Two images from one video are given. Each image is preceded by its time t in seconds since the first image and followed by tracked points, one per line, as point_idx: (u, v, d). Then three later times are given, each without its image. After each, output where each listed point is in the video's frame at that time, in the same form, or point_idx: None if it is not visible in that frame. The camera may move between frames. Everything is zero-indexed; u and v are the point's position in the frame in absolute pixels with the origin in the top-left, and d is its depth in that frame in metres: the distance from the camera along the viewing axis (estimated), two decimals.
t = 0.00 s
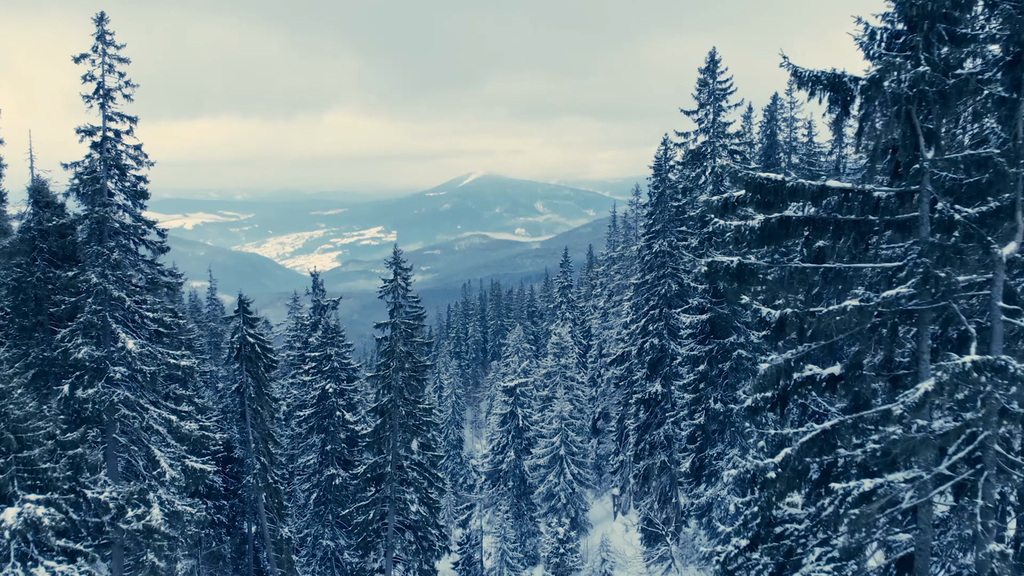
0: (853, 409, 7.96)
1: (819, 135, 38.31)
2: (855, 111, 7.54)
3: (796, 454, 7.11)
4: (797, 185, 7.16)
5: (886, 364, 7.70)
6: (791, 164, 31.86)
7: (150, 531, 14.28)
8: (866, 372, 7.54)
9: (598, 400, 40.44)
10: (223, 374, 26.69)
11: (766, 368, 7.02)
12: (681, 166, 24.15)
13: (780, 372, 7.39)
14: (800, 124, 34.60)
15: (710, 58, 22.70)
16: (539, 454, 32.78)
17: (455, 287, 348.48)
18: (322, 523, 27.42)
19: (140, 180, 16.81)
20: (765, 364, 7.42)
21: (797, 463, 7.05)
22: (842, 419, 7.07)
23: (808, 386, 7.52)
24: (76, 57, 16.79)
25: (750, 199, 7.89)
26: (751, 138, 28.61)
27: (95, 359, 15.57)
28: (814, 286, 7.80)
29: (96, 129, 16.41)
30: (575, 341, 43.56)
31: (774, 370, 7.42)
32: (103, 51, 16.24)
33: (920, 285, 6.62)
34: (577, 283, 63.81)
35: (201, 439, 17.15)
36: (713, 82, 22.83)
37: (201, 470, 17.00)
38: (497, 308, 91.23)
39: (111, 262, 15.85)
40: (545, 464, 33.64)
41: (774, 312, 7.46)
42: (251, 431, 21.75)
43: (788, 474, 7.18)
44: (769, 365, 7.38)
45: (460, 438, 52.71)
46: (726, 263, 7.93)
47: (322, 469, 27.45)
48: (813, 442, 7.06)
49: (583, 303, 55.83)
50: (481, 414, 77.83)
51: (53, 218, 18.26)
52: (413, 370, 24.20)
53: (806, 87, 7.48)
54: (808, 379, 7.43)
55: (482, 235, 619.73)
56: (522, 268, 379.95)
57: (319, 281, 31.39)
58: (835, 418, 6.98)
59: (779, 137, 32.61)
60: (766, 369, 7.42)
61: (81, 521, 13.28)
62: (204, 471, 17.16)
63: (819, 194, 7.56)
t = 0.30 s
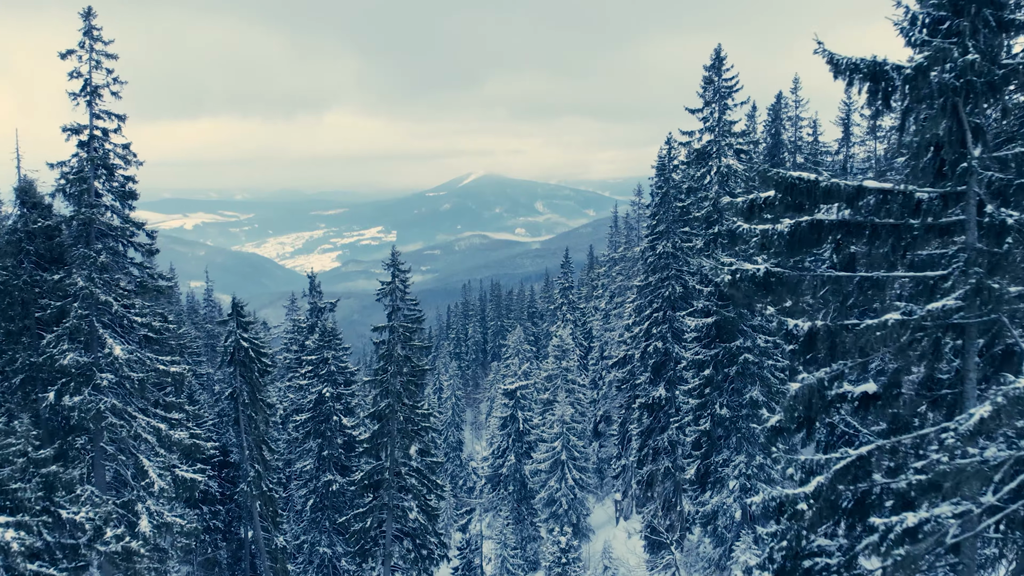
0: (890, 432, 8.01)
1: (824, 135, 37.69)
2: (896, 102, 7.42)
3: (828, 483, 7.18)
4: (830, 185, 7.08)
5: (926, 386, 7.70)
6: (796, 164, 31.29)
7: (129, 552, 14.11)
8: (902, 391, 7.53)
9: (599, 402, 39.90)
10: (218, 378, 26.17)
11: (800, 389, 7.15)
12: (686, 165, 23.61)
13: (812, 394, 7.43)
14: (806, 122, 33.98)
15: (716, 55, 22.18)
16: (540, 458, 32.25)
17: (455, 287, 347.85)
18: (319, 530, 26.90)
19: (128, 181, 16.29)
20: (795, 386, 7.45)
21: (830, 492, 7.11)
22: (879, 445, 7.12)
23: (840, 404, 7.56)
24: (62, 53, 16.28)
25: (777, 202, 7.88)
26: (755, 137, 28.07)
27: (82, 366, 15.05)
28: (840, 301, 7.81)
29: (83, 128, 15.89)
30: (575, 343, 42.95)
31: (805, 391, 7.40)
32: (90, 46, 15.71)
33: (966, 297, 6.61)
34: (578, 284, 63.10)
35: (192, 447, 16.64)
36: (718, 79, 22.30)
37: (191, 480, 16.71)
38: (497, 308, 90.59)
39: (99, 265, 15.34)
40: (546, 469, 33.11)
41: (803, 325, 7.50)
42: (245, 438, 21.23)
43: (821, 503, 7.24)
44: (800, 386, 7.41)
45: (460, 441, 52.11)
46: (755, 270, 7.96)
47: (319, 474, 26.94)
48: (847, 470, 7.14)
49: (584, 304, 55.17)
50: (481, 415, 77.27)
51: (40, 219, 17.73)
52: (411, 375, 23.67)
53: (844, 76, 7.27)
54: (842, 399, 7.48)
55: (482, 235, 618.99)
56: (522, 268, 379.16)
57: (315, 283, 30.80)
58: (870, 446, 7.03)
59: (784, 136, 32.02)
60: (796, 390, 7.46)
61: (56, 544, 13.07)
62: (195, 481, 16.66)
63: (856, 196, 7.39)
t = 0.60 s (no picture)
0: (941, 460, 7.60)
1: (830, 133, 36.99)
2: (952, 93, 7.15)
3: (871, 519, 6.97)
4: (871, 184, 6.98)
5: (976, 409, 7.09)
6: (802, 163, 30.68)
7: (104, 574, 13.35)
8: (952, 415, 7.09)
9: (601, 405, 39.34)
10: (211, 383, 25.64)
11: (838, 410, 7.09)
12: (691, 165, 23.07)
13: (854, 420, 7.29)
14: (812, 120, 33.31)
15: (721, 52, 21.65)
16: (541, 464, 31.71)
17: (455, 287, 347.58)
18: (316, 537, 26.40)
19: (114, 181, 15.76)
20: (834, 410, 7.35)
21: (873, 530, 6.91)
22: (926, 478, 6.93)
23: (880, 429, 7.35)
24: (46, 49, 15.72)
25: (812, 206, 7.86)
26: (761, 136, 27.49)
27: (67, 373, 14.54)
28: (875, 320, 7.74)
29: (68, 126, 15.36)
30: (576, 345, 42.35)
31: (847, 416, 7.30)
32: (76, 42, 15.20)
33: None
34: (579, 284, 62.42)
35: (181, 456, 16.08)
36: (724, 76, 21.75)
37: (182, 490, 15.89)
38: (497, 309, 89.89)
39: (84, 268, 14.80)
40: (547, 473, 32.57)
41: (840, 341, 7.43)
42: (240, 444, 20.76)
43: (862, 541, 7.03)
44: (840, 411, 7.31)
45: (460, 442, 51.54)
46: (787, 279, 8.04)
47: (316, 480, 26.45)
48: (891, 502, 6.94)
49: (585, 305, 54.50)
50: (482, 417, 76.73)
51: (26, 220, 17.19)
52: (409, 380, 23.11)
53: (894, 62, 7.04)
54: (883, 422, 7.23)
55: (482, 235, 618.66)
56: (523, 268, 378.49)
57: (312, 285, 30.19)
58: (916, 479, 6.86)
59: (789, 134, 31.39)
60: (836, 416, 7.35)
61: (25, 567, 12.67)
62: (186, 491, 16.14)
63: (899, 198, 7.17)
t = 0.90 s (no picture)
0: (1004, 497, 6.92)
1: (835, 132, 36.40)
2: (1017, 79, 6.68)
3: (928, 566, 6.48)
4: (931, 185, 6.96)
5: None
6: (808, 162, 30.08)
7: None
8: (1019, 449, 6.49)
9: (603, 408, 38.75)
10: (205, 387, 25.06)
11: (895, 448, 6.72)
12: (696, 165, 22.48)
13: (913, 455, 6.88)
14: (818, 119, 32.69)
15: (728, 48, 21.06)
16: (543, 469, 31.11)
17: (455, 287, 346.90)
18: (312, 545, 25.81)
19: (100, 181, 15.17)
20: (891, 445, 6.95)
21: None
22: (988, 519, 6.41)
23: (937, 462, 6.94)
24: (29, 43, 15.13)
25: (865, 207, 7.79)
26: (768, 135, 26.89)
27: (49, 381, 13.97)
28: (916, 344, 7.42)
29: (51, 123, 14.76)
30: (578, 348, 41.74)
31: (905, 452, 6.90)
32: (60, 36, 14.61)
33: None
34: (580, 285, 61.74)
35: (167, 467, 15.55)
36: (730, 73, 21.15)
37: (170, 502, 15.31)
38: (497, 309, 89.20)
39: (67, 272, 14.18)
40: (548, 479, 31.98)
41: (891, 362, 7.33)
42: (232, 452, 20.21)
43: None
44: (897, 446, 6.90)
45: (460, 445, 50.94)
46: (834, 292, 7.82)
47: (312, 486, 25.89)
48: (951, 548, 6.43)
49: (587, 306, 53.85)
50: (481, 418, 76.09)
51: (9, 221, 16.56)
52: (408, 385, 22.52)
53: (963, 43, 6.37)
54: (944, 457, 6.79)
55: (482, 235, 618.03)
56: (523, 268, 377.77)
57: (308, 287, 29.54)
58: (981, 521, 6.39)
59: (796, 133, 30.76)
60: (893, 452, 6.95)
61: None
62: (176, 502, 15.64)
63: (961, 202, 7.09)
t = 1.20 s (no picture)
0: None
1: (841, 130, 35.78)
2: None
3: None
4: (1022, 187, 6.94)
5: None
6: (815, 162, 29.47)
7: None
8: None
9: (605, 411, 38.08)
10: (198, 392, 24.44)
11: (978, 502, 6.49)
12: (702, 164, 21.87)
13: (995, 506, 6.68)
14: (825, 117, 32.05)
15: (736, 44, 20.45)
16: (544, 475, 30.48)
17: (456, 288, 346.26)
18: (308, 554, 25.17)
19: (84, 181, 14.57)
20: (971, 497, 6.72)
21: None
22: None
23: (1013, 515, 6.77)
24: (9, 37, 14.52)
25: (945, 208, 7.58)
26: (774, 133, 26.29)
27: (29, 390, 13.35)
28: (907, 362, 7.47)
29: (32, 121, 14.14)
30: (579, 350, 41.10)
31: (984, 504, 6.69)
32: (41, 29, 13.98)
33: None
34: (582, 286, 61.04)
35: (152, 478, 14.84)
36: (738, 69, 20.52)
37: (155, 516, 14.90)
38: (497, 310, 88.49)
39: (49, 276, 13.54)
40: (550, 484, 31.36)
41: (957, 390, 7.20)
42: (223, 462, 19.70)
43: None
44: (978, 497, 6.69)
45: (459, 449, 50.31)
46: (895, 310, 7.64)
47: (308, 494, 25.29)
48: None
49: (589, 307, 53.19)
50: (481, 421, 75.41)
51: None
52: (405, 391, 21.91)
53: None
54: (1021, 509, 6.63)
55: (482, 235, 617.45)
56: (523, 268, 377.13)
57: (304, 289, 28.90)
58: None
59: (802, 132, 30.13)
60: (973, 505, 6.71)
61: None
62: (161, 515, 15.14)
63: None
